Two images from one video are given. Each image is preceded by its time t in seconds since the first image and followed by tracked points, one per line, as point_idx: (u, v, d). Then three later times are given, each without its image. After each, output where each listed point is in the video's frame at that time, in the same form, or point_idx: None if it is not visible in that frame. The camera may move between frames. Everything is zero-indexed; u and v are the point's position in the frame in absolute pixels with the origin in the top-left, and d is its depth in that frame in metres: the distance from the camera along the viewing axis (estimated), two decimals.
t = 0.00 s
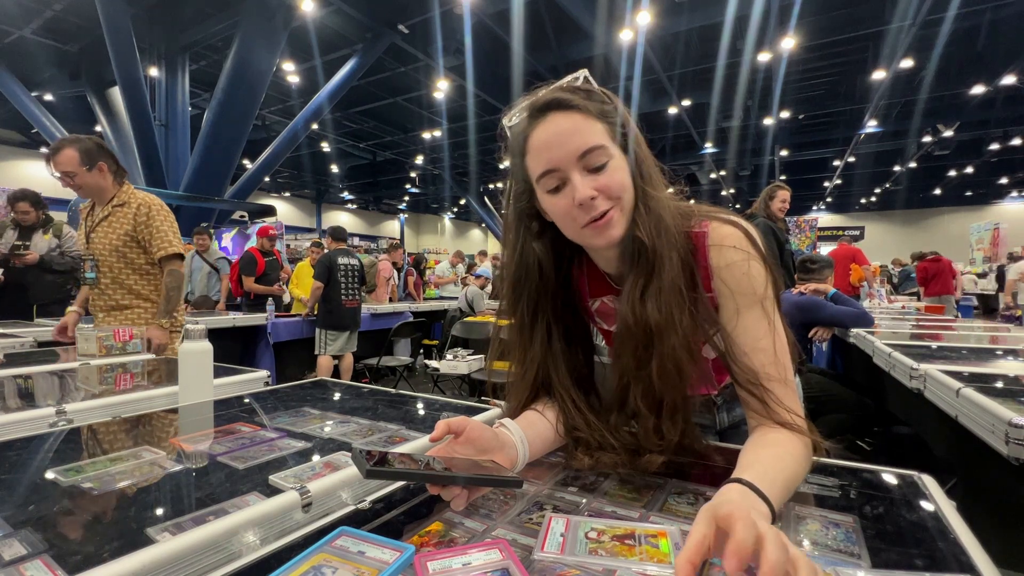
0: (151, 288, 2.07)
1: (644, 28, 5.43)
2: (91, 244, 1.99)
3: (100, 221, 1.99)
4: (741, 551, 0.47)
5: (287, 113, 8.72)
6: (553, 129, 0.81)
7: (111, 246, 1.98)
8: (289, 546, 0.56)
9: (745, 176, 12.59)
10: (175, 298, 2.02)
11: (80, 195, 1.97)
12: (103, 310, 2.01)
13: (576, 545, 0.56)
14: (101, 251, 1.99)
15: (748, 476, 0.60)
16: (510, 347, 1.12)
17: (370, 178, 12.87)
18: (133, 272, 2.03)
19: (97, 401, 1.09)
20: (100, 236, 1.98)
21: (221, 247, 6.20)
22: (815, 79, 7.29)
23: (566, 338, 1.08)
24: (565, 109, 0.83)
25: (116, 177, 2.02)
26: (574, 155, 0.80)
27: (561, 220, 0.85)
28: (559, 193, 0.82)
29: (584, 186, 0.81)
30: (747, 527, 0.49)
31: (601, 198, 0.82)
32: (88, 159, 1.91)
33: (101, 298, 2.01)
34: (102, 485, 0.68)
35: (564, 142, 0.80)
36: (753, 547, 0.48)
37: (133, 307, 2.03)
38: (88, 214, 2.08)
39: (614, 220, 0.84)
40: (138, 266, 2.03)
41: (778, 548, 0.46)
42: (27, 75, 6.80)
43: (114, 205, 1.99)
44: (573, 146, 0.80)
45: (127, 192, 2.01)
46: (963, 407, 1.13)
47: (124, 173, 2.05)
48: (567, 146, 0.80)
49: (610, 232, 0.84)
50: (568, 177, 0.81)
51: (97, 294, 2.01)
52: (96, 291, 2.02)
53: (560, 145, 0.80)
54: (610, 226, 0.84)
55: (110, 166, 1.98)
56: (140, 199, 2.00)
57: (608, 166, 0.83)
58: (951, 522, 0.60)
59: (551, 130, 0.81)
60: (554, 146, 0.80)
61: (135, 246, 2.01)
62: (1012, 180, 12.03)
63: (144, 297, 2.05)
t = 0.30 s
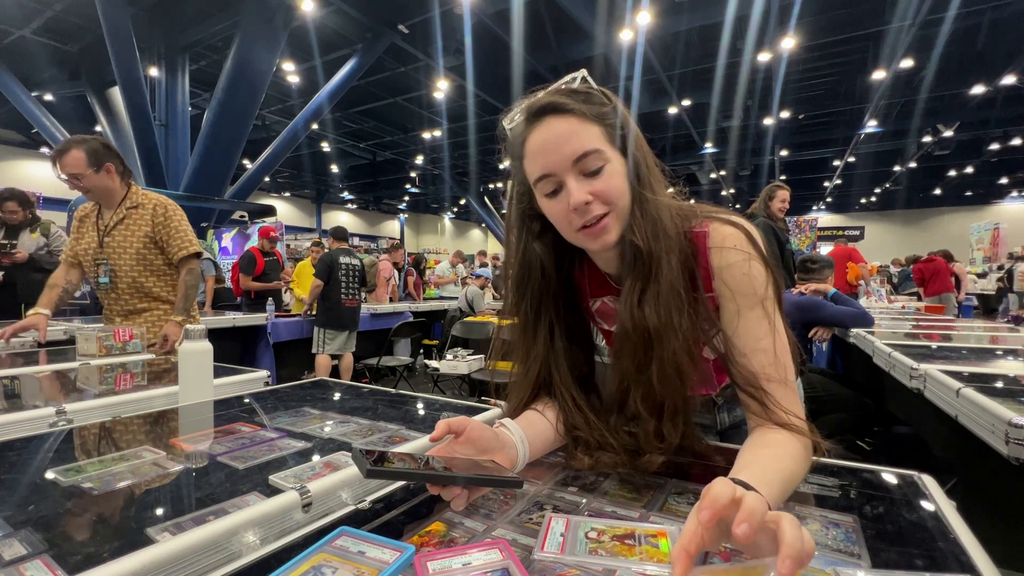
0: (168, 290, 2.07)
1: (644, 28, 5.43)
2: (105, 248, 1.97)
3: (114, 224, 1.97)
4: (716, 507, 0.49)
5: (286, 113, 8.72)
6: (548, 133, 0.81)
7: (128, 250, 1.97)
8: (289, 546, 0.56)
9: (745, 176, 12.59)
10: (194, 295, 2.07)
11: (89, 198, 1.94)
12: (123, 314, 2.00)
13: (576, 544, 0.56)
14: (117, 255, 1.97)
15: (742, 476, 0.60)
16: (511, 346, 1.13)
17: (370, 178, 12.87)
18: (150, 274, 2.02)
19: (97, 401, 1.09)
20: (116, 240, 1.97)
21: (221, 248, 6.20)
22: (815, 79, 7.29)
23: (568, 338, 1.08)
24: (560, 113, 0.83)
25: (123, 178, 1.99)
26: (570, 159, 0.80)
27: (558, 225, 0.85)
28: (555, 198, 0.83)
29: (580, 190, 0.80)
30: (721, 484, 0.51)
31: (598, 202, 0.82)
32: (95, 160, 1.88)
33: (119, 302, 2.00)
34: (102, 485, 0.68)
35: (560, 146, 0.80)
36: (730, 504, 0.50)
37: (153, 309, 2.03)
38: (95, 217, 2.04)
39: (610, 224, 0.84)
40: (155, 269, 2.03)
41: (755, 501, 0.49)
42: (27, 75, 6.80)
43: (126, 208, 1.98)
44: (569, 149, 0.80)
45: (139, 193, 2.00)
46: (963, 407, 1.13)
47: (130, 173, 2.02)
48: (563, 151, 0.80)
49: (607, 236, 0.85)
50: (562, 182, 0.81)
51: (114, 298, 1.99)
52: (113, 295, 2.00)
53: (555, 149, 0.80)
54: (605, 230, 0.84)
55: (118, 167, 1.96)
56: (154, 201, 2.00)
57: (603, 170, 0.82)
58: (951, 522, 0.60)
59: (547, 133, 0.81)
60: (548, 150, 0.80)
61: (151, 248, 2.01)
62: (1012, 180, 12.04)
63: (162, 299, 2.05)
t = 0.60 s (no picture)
0: (177, 291, 2.07)
1: (644, 28, 5.44)
2: (116, 248, 1.95)
3: (125, 223, 1.96)
4: (714, 494, 0.49)
5: (286, 113, 8.72)
6: (542, 134, 0.81)
7: (141, 249, 1.97)
8: (289, 546, 0.56)
9: (745, 176, 12.59)
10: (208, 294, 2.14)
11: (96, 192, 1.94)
12: (133, 315, 1.98)
13: (576, 545, 0.56)
14: (127, 255, 1.96)
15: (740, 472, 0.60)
16: (511, 348, 1.13)
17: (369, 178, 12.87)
18: (161, 275, 2.02)
19: (97, 401, 1.09)
20: (126, 240, 1.95)
21: (222, 248, 6.20)
22: (815, 79, 7.29)
23: (568, 339, 1.08)
24: (554, 114, 0.83)
25: (130, 177, 2.02)
26: (565, 160, 0.80)
27: (555, 226, 0.85)
28: (550, 198, 0.83)
29: (573, 191, 0.80)
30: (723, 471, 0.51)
31: (592, 203, 0.82)
32: (111, 153, 1.93)
33: (127, 303, 1.97)
34: (102, 485, 0.68)
35: (554, 147, 0.80)
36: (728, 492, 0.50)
37: (163, 310, 2.02)
38: (99, 216, 2.02)
39: (606, 225, 0.84)
40: (166, 269, 2.03)
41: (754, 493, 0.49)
42: (27, 75, 6.81)
43: (137, 208, 1.98)
44: (563, 150, 0.80)
45: (149, 193, 2.03)
46: (963, 407, 1.13)
47: (137, 172, 2.05)
48: (557, 151, 0.80)
49: (603, 237, 0.85)
50: (557, 182, 0.82)
51: (125, 298, 1.97)
52: (121, 296, 1.97)
53: (550, 151, 0.80)
54: (601, 230, 0.84)
55: (128, 164, 1.99)
56: (167, 201, 2.04)
57: (598, 170, 0.82)
58: (952, 522, 0.60)
59: (542, 134, 0.81)
60: (543, 152, 0.81)
61: (163, 249, 2.02)
62: (1012, 181, 12.04)
63: (172, 300, 2.05)
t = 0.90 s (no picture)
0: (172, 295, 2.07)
1: (644, 28, 5.44)
2: (112, 249, 1.96)
3: (120, 226, 1.97)
4: (723, 520, 0.49)
5: (286, 113, 8.72)
6: (539, 135, 0.82)
7: (135, 252, 1.97)
8: (289, 547, 0.56)
9: (745, 176, 12.60)
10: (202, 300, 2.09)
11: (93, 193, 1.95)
12: (128, 317, 2.00)
13: (576, 545, 0.55)
14: (122, 258, 1.96)
15: (743, 475, 0.60)
16: (511, 349, 1.13)
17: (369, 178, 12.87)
18: (155, 279, 2.02)
19: (97, 401, 1.09)
20: (121, 243, 1.96)
21: (222, 248, 6.20)
22: (815, 79, 7.29)
23: (568, 341, 1.08)
24: (550, 114, 0.84)
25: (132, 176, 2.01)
26: (562, 160, 0.80)
27: (553, 227, 0.85)
28: (547, 199, 0.83)
29: (570, 191, 0.80)
30: (734, 497, 0.52)
31: (589, 203, 0.82)
32: (104, 154, 1.92)
33: (122, 305, 1.99)
34: (102, 484, 0.68)
35: (550, 147, 0.80)
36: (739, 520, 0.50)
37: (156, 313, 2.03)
38: (100, 217, 2.04)
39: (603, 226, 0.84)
40: (161, 273, 2.03)
41: (765, 519, 0.50)
42: (27, 75, 6.81)
43: (133, 210, 1.98)
44: (559, 150, 0.80)
45: (147, 195, 2.01)
46: (963, 407, 1.13)
47: (137, 172, 2.04)
48: (553, 152, 0.80)
49: (599, 238, 0.85)
50: (554, 183, 0.82)
51: (118, 299, 1.98)
52: (117, 298, 1.99)
53: (546, 151, 0.80)
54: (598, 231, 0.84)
55: (124, 163, 1.98)
56: (163, 203, 2.01)
57: (594, 169, 0.82)
58: (952, 522, 0.60)
59: (538, 135, 0.82)
60: (540, 152, 0.81)
61: (158, 253, 2.01)
62: (1012, 181, 12.04)
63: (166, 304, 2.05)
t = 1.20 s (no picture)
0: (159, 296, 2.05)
1: (644, 28, 5.44)
2: (101, 249, 1.99)
3: (107, 227, 1.98)
4: (729, 551, 0.47)
5: (286, 113, 8.73)
6: (545, 133, 0.81)
7: (120, 254, 1.98)
8: (289, 546, 0.56)
9: (745, 176, 12.60)
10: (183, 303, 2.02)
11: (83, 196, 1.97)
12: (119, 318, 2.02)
13: (576, 545, 0.56)
14: (110, 259, 1.98)
15: (742, 476, 0.60)
16: (510, 349, 1.13)
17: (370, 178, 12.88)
18: (140, 281, 2.01)
19: (97, 401, 1.09)
20: (109, 245, 1.98)
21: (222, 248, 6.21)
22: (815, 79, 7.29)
23: (567, 340, 1.08)
24: (557, 112, 0.84)
25: (119, 176, 2.00)
26: (566, 158, 0.80)
27: (556, 225, 0.85)
28: (551, 197, 0.83)
29: (575, 190, 0.81)
30: (739, 526, 0.49)
31: (593, 203, 0.82)
32: (81, 157, 1.89)
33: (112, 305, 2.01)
34: (102, 485, 0.68)
35: (555, 146, 0.80)
36: (743, 548, 0.48)
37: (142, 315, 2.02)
38: (94, 218, 2.07)
39: (607, 225, 0.84)
40: (145, 274, 2.01)
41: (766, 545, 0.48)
42: (27, 75, 6.81)
43: (117, 212, 1.97)
44: (565, 149, 0.80)
45: (131, 195, 1.99)
46: (963, 407, 1.13)
47: (123, 172, 2.02)
48: (559, 150, 0.80)
49: (603, 238, 0.85)
50: (559, 181, 0.82)
51: (106, 300, 2.00)
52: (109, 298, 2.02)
53: (552, 149, 0.80)
54: (602, 231, 0.84)
55: (107, 164, 1.96)
56: (144, 203, 1.98)
57: (600, 169, 0.82)
58: (951, 522, 0.60)
59: (544, 133, 0.82)
60: (546, 150, 0.81)
61: (141, 254, 1.99)
62: (1012, 181, 12.04)
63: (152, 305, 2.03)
